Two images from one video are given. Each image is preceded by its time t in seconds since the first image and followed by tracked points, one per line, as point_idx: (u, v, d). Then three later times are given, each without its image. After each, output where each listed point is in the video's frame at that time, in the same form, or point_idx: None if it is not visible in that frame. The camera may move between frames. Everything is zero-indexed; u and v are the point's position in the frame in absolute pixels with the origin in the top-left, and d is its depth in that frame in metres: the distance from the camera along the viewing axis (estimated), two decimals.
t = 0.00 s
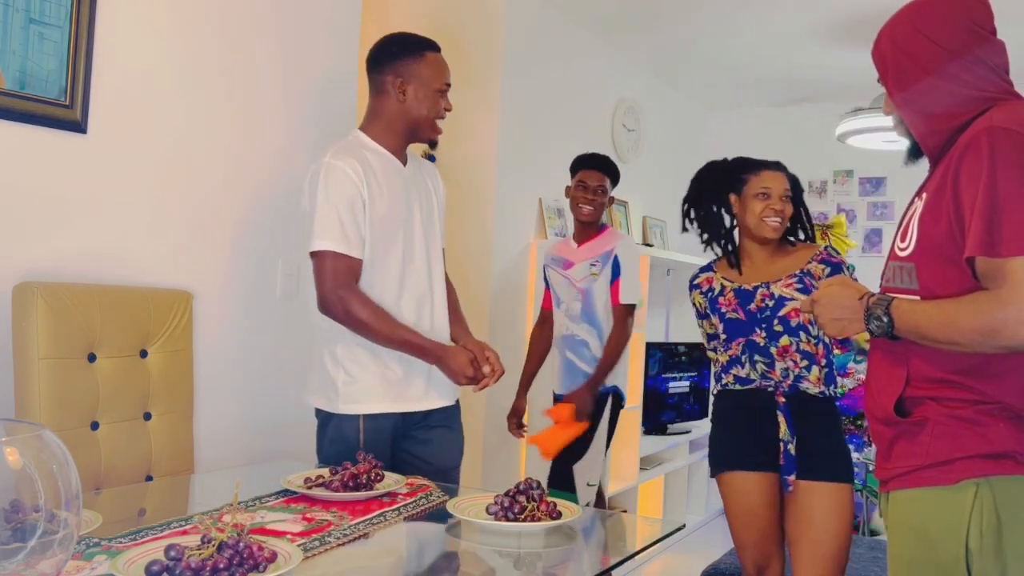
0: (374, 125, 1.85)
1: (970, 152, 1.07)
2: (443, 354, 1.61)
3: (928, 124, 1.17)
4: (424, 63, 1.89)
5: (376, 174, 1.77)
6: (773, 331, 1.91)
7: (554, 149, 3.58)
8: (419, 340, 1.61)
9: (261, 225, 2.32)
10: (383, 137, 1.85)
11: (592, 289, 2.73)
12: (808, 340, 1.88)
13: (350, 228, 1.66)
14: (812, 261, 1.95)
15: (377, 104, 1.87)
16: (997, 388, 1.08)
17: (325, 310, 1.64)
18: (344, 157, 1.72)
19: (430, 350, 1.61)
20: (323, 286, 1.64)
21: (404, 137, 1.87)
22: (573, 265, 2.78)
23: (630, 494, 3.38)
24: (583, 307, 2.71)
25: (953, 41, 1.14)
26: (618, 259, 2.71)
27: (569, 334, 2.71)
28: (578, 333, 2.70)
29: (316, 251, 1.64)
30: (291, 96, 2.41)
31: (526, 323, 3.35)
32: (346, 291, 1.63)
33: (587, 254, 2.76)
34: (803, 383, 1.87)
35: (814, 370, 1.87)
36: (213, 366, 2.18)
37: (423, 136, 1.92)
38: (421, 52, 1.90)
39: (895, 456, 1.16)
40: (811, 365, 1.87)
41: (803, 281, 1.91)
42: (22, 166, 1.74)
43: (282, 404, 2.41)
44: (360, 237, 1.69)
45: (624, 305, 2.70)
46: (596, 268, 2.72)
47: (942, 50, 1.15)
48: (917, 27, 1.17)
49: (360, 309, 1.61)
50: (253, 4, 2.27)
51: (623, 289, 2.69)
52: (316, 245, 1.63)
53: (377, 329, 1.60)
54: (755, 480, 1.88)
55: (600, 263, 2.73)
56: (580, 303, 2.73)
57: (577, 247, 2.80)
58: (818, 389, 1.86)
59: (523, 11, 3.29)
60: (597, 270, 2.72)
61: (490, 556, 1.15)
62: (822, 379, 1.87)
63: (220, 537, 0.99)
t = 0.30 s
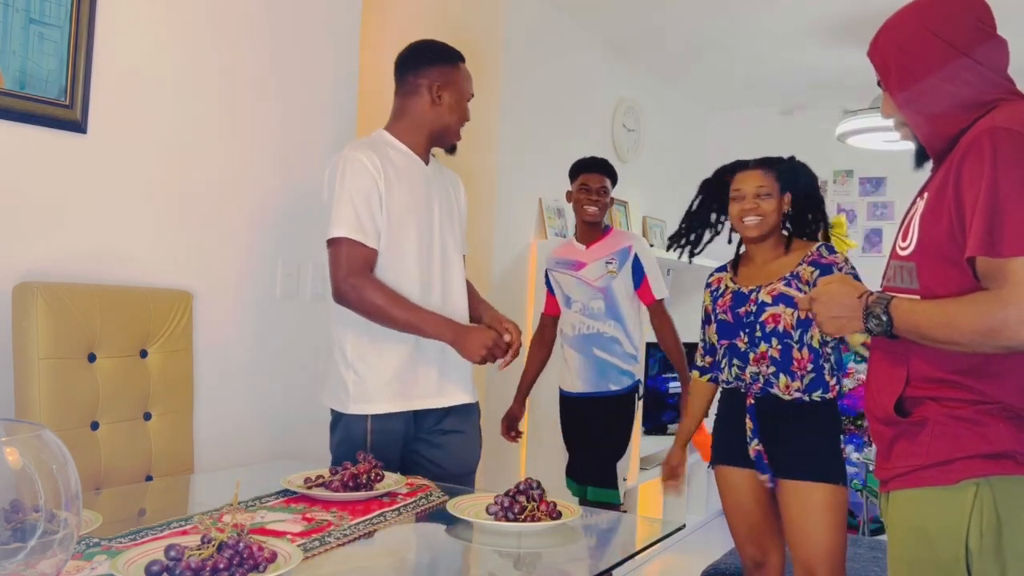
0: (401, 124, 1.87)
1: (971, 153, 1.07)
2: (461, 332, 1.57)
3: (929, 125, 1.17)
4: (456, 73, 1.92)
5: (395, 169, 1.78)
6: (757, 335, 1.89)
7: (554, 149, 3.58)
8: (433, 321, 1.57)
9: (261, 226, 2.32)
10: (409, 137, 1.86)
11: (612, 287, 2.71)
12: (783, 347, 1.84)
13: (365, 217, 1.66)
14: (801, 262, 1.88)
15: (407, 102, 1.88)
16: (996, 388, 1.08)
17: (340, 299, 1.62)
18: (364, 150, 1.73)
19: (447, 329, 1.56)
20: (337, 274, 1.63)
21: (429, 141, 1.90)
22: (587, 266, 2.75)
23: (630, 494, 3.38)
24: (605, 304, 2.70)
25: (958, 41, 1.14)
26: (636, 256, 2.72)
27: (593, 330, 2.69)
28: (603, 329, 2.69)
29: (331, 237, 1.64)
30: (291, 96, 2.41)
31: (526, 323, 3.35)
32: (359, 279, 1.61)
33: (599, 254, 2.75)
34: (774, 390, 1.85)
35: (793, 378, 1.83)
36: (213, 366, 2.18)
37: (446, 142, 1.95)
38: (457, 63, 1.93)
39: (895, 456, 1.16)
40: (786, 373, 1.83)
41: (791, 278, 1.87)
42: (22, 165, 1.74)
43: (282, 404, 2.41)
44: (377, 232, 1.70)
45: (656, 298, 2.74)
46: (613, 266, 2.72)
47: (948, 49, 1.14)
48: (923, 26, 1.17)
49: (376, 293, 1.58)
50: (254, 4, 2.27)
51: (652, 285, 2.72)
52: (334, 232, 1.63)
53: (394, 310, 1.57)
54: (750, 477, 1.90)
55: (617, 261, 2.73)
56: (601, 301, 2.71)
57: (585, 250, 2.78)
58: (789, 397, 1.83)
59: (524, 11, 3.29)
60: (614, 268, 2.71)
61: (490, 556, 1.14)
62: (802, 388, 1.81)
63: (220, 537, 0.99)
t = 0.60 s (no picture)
0: (430, 126, 1.89)
1: (977, 153, 1.06)
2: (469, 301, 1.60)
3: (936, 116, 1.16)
4: (489, 83, 1.93)
5: (416, 168, 1.78)
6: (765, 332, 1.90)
7: (554, 149, 3.58)
8: (442, 296, 1.60)
9: (261, 225, 2.31)
10: (436, 139, 1.88)
11: (622, 287, 2.72)
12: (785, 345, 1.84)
13: (378, 211, 1.69)
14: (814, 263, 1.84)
15: (440, 106, 1.89)
16: (995, 388, 1.08)
17: (347, 288, 1.64)
18: (385, 146, 1.76)
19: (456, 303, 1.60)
20: (343, 260, 1.65)
21: (455, 146, 1.90)
22: (597, 265, 2.74)
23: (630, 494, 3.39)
24: (614, 304, 2.71)
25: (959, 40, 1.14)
26: (649, 260, 2.77)
27: (599, 329, 2.69)
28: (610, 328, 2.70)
29: (343, 227, 1.66)
30: (291, 94, 2.41)
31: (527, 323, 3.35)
32: (364, 268, 1.63)
33: (614, 253, 2.76)
34: (775, 388, 1.87)
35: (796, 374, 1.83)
36: (213, 366, 2.18)
37: (472, 148, 1.95)
38: (491, 73, 1.93)
39: (894, 456, 1.16)
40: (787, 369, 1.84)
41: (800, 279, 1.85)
42: (22, 166, 1.74)
43: (283, 404, 2.41)
44: (389, 226, 1.71)
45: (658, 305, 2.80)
46: (625, 267, 2.73)
47: (950, 47, 1.14)
48: (921, 27, 1.17)
49: (378, 276, 1.60)
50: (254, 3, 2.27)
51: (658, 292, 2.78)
52: (349, 222, 1.65)
53: (401, 294, 1.59)
54: (754, 474, 1.91)
55: (629, 262, 2.75)
56: (610, 300, 2.72)
57: (596, 249, 2.78)
58: (792, 393, 1.84)
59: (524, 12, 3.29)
60: (627, 269, 2.73)
61: (490, 556, 1.15)
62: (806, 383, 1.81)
63: (220, 537, 0.99)
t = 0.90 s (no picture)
0: (438, 124, 1.89)
1: (985, 155, 1.06)
2: (470, 271, 1.63)
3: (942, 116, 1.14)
4: (499, 85, 1.92)
5: (421, 167, 1.80)
6: (773, 334, 1.90)
7: (555, 149, 3.58)
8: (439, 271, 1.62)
9: (260, 226, 2.31)
10: (443, 138, 1.88)
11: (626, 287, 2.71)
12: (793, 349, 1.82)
13: (381, 203, 1.69)
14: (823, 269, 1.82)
15: (447, 106, 1.90)
16: (997, 389, 1.08)
17: (348, 283, 1.65)
18: (391, 143, 1.77)
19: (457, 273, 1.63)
20: (344, 254, 1.66)
21: (461, 147, 1.90)
22: (602, 264, 2.74)
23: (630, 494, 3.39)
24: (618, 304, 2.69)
25: (959, 42, 1.14)
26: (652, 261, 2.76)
27: (602, 329, 2.67)
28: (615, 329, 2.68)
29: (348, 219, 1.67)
30: (291, 94, 2.41)
31: (527, 323, 3.35)
32: (364, 259, 1.63)
33: (619, 254, 2.76)
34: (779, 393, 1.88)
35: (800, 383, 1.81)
36: (213, 365, 2.18)
37: (480, 150, 1.94)
38: (500, 75, 1.93)
39: (894, 456, 1.16)
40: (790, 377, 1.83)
41: (807, 283, 1.85)
42: (22, 165, 1.74)
43: (283, 404, 2.41)
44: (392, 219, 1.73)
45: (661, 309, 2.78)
46: (631, 267, 2.73)
47: (951, 50, 1.14)
48: (921, 30, 1.17)
49: (380, 264, 1.61)
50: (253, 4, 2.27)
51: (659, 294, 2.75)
52: (356, 215, 1.66)
53: (399, 275, 1.60)
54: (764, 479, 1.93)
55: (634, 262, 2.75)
56: (615, 300, 2.70)
57: (603, 248, 2.77)
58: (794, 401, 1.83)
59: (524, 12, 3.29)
60: (631, 269, 2.73)
61: (490, 556, 1.14)
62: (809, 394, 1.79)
63: (220, 537, 0.99)
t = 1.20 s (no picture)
0: (401, 122, 1.90)
1: (987, 157, 1.06)
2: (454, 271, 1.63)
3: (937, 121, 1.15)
4: (456, 70, 1.95)
5: (390, 164, 1.80)
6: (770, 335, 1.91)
7: (555, 148, 3.58)
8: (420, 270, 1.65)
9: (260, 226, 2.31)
10: (408, 134, 1.89)
11: (628, 287, 2.72)
12: (786, 353, 1.84)
13: (354, 207, 1.70)
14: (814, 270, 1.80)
15: (409, 101, 1.91)
16: (998, 389, 1.08)
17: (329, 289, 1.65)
18: (357, 144, 1.77)
19: (440, 273, 1.65)
20: (324, 262, 1.67)
21: (429, 135, 1.91)
22: (605, 265, 2.76)
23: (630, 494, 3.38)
24: (620, 304, 2.70)
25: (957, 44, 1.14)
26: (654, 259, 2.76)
27: (604, 329, 2.68)
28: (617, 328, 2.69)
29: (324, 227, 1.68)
30: (290, 95, 2.41)
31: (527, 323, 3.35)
32: (343, 265, 1.64)
33: (620, 254, 2.77)
34: (776, 396, 1.89)
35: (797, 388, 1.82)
36: (213, 365, 2.18)
37: (448, 138, 1.95)
38: (455, 59, 1.96)
39: (896, 456, 1.16)
40: (786, 381, 1.84)
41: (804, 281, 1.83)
42: (23, 165, 1.74)
43: (283, 404, 2.41)
44: (367, 223, 1.74)
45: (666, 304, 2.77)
46: (631, 266, 2.73)
47: (950, 51, 1.14)
48: (920, 31, 1.17)
49: (364, 272, 1.63)
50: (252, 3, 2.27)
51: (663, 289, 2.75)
52: (329, 222, 1.66)
53: (383, 280, 1.62)
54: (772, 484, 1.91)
55: (635, 262, 2.75)
56: (616, 299, 2.72)
57: (605, 250, 2.79)
58: (788, 405, 1.83)
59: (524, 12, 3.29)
60: (633, 269, 2.73)
61: (490, 556, 1.14)
62: (805, 398, 1.79)
63: (220, 537, 0.99)
